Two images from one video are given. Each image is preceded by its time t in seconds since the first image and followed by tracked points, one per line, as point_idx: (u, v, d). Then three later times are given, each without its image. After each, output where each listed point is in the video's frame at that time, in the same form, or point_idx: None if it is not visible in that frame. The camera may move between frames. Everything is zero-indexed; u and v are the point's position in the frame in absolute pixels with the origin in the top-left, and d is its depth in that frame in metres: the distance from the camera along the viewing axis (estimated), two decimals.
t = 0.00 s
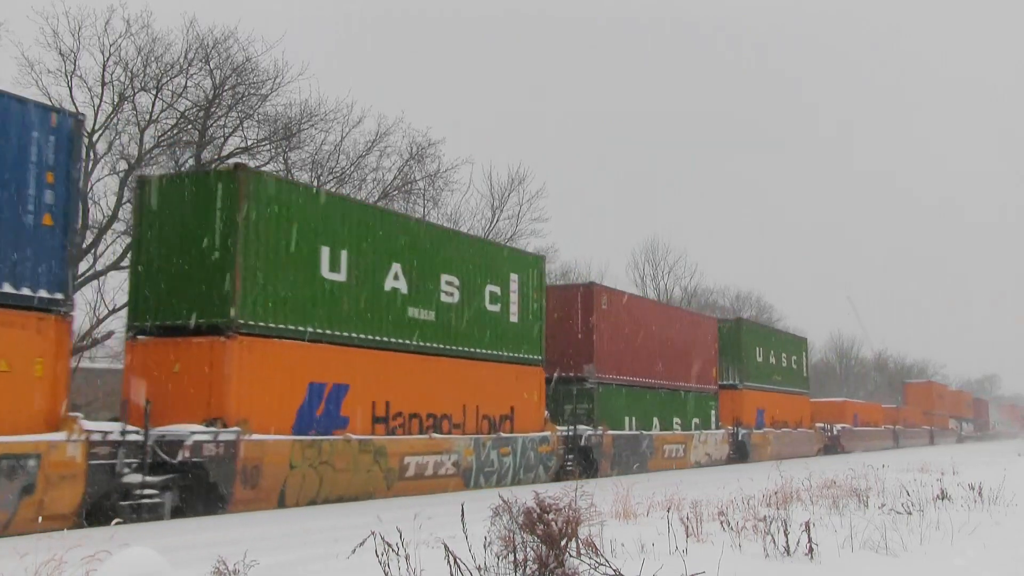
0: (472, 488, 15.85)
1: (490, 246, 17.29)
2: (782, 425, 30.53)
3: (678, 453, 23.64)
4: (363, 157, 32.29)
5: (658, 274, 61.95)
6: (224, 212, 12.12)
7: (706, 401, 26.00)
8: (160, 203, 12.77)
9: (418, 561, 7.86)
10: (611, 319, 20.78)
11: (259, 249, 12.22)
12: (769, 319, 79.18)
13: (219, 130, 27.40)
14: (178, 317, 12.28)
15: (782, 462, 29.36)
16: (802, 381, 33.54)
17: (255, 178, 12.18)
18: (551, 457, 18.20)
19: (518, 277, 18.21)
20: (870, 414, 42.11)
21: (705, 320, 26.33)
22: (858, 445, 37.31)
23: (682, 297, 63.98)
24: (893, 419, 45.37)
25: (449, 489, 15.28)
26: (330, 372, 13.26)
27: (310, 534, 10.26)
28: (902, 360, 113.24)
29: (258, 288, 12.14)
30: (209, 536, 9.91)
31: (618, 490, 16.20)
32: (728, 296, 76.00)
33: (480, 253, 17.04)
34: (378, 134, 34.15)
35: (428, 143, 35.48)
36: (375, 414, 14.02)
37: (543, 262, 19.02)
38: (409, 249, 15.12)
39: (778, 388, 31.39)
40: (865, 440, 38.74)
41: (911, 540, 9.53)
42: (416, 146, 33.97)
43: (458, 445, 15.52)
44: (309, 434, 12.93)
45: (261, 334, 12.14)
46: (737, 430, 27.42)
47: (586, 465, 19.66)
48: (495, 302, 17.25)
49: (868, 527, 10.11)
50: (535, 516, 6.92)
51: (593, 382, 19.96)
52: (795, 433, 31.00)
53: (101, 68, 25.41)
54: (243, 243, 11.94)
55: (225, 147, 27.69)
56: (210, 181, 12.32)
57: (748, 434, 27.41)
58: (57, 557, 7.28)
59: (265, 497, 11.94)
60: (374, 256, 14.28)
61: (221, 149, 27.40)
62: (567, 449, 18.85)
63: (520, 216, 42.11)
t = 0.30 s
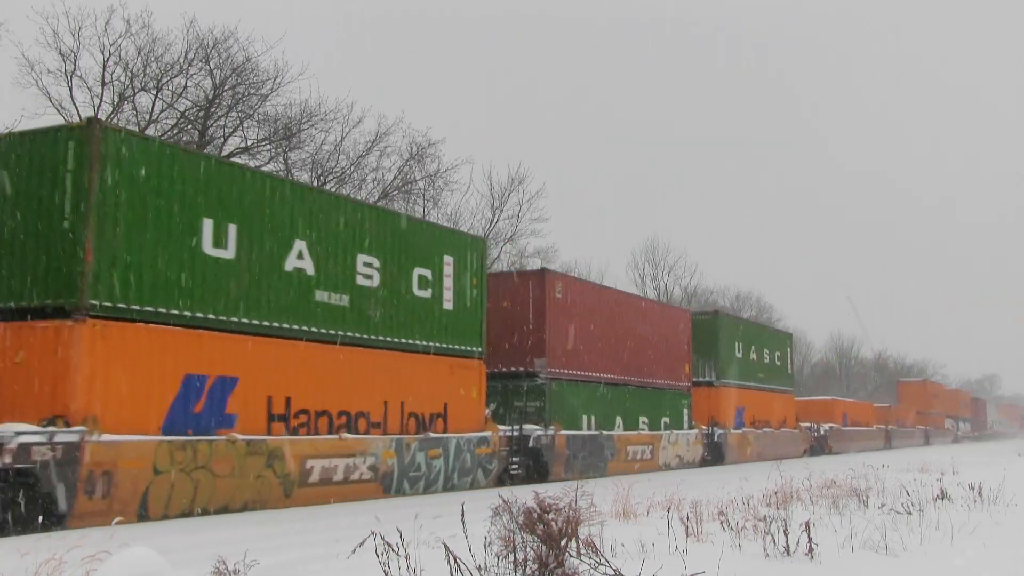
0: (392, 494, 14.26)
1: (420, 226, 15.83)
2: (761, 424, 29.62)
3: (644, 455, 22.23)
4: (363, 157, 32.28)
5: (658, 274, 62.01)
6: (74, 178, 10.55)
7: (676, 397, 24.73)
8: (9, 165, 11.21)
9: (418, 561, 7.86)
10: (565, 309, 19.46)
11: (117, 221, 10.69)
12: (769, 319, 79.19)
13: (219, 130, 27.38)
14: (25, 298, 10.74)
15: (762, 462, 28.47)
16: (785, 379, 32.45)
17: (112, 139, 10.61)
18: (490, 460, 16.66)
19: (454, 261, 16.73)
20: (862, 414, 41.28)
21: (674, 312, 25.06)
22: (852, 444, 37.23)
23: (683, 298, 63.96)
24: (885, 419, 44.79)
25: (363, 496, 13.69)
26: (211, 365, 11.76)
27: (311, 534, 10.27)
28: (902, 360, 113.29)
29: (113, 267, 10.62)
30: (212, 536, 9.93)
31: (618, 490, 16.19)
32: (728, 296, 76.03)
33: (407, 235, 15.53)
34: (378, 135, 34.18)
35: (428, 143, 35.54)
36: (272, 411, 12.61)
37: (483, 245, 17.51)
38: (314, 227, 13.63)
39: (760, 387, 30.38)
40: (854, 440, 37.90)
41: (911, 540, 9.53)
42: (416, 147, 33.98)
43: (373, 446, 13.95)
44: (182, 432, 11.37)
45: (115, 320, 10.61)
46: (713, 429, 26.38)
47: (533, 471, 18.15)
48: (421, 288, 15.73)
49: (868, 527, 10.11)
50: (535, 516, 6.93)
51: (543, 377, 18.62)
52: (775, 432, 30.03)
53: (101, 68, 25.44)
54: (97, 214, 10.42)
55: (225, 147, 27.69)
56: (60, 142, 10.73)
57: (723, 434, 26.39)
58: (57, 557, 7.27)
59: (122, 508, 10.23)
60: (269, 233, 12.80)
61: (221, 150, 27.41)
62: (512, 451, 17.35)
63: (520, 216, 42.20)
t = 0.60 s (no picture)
0: (290, 504, 12.45)
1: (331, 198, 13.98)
2: (741, 424, 28.24)
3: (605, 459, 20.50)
4: (363, 157, 32.28)
5: (658, 274, 61.99)
6: None
7: (643, 395, 22.92)
8: None
9: (418, 561, 7.86)
10: (509, 296, 17.73)
11: None
12: (769, 319, 79.19)
13: (219, 130, 27.37)
14: None
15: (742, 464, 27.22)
16: (768, 375, 30.93)
17: None
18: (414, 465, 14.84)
19: (374, 239, 14.92)
20: (851, 413, 40.33)
21: (643, 303, 23.26)
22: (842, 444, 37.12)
23: (683, 298, 63.91)
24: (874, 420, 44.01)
25: (252, 505, 11.87)
26: (52, 353, 9.83)
27: (312, 534, 10.25)
28: (902, 360, 113.33)
29: None
30: (213, 536, 9.90)
31: (618, 490, 16.19)
32: (729, 296, 75.99)
33: (315, 208, 13.68)
34: (378, 135, 34.16)
35: (428, 144, 35.55)
36: (135, 409, 10.74)
37: (411, 225, 15.68)
38: (193, 194, 11.67)
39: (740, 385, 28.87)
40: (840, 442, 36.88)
41: (911, 540, 9.53)
42: (416, 147, 33.97)
43: (266, 448, 12.12)
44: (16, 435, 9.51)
45: None
46: (686, 429, 24.86)
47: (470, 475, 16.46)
48: (332, 269, 13.94)
49: (868, 527, 10.11)
50: (535, 516, 6.91)
51: (484, 372, 16.85)
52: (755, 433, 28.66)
53: (102, 68, 25.44)
54: None
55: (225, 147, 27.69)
56: None
57: (697, 435, 24.85)
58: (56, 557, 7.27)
59: None
60: (131, 200, 10.74)
61: (221, 150, 27.41)
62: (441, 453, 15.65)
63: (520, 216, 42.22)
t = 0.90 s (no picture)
0: (153, 516, 10.63)
1: (218, 165, 12.15)
2: (716, 423, 27.16)
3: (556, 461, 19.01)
4: (363, 157, 32.28)
5: (658, 273, 62.00)
6: None
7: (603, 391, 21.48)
8: None
9: (418, 561, 7.86)
10: (441, 281, 16.38)
11: None
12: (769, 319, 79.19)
13: (219, 130, 27.38)
14: None
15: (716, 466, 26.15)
16: (748, 372, 29.75)
17: None
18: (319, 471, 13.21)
19: (274, 213, 13.02)
20: (838, 413, 39.53)
21: (602, 293, 21.87)
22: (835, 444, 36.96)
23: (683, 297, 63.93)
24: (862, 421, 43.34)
25: (98, 520, 10.04)
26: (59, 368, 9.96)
27: (313, 534, 10.27)
28: (902, 360, 113.41)
29: None
30: (212, 536, 9.91)
31: (618, 490, 16.22)
32: (729, 296, 76.03)
33: (194, 174, 11.78)
34: (379, 134, 34.15)
35: (428, 144, 35.55)
36: None
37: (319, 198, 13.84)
38: (31, 152, 9.85)
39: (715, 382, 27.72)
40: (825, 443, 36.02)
41: (911, 540, 9.53)
42: (416, 147, 33.96)
43: (119, 452, 10.25)
44: None
45: None
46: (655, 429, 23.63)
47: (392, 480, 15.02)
48: (218, 245, 12.06)
49: (868, 527, 10.11)
50: (535, 516, 6.90)
51: (413, 365, 15.52)
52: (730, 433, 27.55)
53: (102, 68, 25.45)
54: None
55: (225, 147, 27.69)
56: None
57: (666, 435, 23.60)
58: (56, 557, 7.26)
59: None
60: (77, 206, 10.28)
61: (221, 150, 27.41)
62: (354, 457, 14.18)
63: (520, 216, 42.24)
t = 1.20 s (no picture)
0: None
1: (66, 118, 10.23)
2: (689, 422, 25.58)
3: (496, 465, 17.19)
4: (363, 157, 32.27)
5: (658, 273, 62.01)
6: None
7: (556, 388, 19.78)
8: None
9: (418, 561, 7.86)
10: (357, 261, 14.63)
11: None
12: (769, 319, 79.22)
13: (219, 130, 27.38)
14: None
15: (687, 468, 24.55)
16: (724, 368, 28.25)
17: None
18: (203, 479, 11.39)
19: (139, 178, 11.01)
20: (824, 413, 38.52)
21: (555, 280, 20.21)
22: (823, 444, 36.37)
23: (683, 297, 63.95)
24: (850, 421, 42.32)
25: None
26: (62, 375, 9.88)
27: (313, 534, 10.28)
28: (902, 360, 113.52)
29: None
30: (210, 537, 9.90)
31: (618, 490, 16.23)
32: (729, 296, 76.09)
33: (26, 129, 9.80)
34: (379, 134, 34.12)
35: (428, 144, 35.54)
36: None
37: (200, 162, 11.84)
38: None
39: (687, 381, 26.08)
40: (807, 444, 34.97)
41: (911, 540, 9.53)
42: (415, 147, 33.95)
43: None
44: None
45: None
46: (619, 429, 21.94)
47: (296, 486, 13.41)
48: (59, 212, 10.06)
49: (868, 527, 10.11)
50: (535, 516, 6.89)
51: (322, 357, 13.86)
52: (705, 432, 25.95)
53: (102, 68, 25.44)
54: None
55: (225, 147, 27.69)
56: None
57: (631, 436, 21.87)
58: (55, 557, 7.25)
59: None
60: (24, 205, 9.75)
61: (221, 149, 27.41)
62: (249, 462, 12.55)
63: (520, 216, 42.26)
